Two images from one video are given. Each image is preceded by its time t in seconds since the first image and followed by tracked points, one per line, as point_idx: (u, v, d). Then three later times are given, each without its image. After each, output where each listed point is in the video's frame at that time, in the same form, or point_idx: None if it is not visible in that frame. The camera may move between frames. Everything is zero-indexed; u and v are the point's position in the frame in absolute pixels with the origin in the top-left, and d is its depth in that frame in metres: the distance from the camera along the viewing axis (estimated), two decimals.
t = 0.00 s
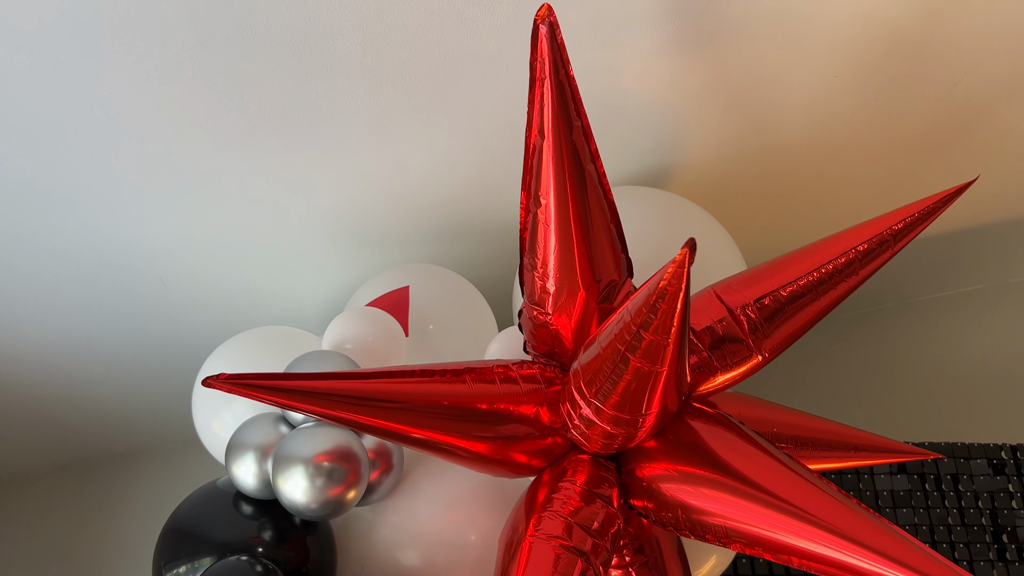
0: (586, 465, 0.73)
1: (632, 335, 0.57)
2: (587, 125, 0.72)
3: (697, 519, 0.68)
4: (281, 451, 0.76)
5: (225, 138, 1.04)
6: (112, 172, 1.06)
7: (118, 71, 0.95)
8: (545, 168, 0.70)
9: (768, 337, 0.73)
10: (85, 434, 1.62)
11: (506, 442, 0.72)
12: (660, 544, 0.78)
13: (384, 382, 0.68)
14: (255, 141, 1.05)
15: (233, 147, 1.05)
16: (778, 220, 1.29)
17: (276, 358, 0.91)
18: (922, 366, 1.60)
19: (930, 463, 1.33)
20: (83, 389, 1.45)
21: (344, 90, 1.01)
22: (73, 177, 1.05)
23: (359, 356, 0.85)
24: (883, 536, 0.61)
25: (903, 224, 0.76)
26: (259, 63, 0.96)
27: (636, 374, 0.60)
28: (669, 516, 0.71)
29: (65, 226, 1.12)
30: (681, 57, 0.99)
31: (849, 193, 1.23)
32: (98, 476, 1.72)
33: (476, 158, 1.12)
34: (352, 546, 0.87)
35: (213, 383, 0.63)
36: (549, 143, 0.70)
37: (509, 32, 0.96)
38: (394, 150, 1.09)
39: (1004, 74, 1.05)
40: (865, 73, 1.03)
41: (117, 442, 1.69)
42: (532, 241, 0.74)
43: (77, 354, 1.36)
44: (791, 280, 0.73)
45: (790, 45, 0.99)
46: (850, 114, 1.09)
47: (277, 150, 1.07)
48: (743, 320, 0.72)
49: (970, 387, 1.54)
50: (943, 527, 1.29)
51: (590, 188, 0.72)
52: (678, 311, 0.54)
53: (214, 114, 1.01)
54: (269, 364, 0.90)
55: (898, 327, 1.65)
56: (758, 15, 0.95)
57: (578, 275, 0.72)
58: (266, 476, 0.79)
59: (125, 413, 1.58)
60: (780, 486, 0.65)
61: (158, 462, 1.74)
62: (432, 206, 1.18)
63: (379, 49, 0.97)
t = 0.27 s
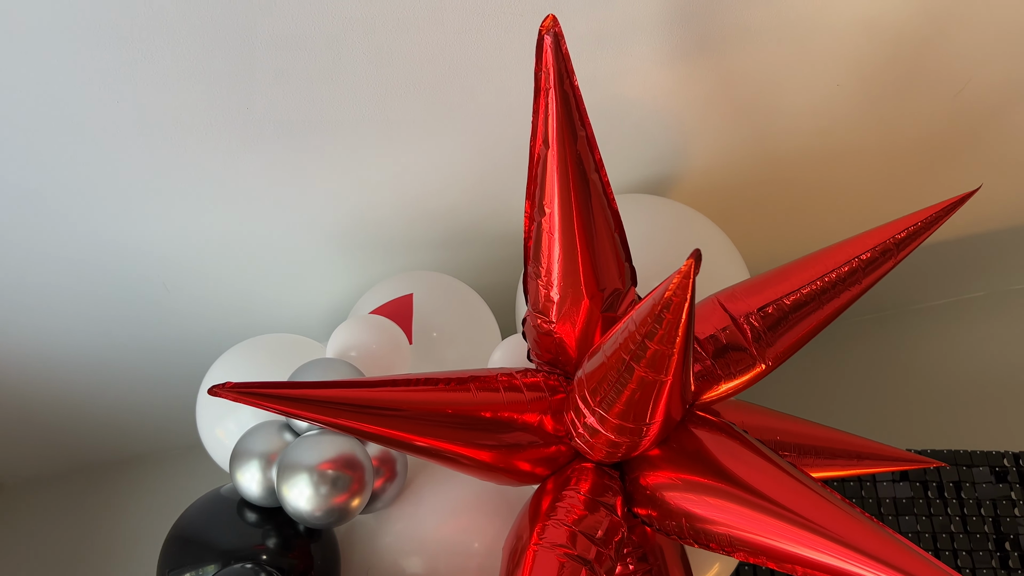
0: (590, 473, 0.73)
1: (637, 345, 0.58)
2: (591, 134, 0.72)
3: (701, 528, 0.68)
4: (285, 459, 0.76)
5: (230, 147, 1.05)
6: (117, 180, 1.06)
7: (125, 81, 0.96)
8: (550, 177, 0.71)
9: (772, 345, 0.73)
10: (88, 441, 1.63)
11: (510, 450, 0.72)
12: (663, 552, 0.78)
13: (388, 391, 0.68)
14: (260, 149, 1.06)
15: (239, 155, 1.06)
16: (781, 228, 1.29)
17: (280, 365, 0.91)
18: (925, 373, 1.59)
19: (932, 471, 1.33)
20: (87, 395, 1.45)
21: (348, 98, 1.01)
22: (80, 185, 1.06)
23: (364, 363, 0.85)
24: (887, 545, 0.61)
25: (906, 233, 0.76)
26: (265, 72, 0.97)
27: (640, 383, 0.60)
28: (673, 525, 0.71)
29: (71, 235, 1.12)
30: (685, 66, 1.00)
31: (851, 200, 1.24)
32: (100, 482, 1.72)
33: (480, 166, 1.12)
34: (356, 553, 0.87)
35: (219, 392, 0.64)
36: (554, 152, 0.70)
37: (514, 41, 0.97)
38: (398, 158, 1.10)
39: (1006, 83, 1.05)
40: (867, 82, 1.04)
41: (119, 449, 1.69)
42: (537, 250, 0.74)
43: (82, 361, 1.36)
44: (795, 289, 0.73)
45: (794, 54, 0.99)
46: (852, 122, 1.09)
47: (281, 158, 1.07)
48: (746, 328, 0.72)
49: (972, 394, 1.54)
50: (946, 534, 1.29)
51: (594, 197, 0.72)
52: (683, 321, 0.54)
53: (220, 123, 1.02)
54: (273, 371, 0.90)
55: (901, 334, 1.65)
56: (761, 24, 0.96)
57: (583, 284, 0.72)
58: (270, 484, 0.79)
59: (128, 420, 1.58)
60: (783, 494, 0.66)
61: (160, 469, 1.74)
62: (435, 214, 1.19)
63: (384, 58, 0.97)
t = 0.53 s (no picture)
0: (595, 477, 0.74)
1: (643, 350, 0.58)
2: (597, 141, 0.73)
3: (705, 532, 0.69)
4: (292, 463, 0.76)
5: (238, 153, 1.06)
6: (126, 186, 1.07)
7: (135, 88, 0.97)
8: (555, 184, 0.72)
9: (775, 350, 0.74)
10: (92, 444, 1.63)
11: (515, 454, 0.73)
12: (667, 556, 0.78)
13: (395, 395, 0.69)
14: (266, 155, 1.06)
15: (245, 161, 1.07)
16: (783, 233, 1.30)
17: (286, 369, 0.92)
18: (926, 377, 1.60)
19: (933, 475, 1.34)
20: (92, 399, 1.46)
21: (354, 105, 1.02)
22: (89, 190, 1.07)
23: (369, 368, 0.86)
24: (890, 549, 0.62)
25: (909, 239, 0.76)
26: (273, 79, 0.98)
27: (646, 388, 0.61)
28: (678, 529, 0.72)
29: (79, 239, 1.13)
30: (689, 73, 1.01)
31: (853, 206, 1.24)
32: (104, 486, 1.72)
33: (484, 171, 1.13)
34: (361, 556, 0.88)
35: (228, 396, 0.64)
36: (559, 159, 0.71)
37: (519, 49, 0.98)
38: (403, 164, 1.10)
39: (1007, 90, 1.06)
40: (870, 89, 1.05)
41: (122, 453, 1.70)
42: (542, 256, 0.75)
43: (87, 365, 1.37)
44: (798, 295, 0.74)
45: (796, 61, 1.00)
46: (854, 128, 1.10)
47: (287, 164, 1.08)
48: (750, 333, 0.73)
49: (974, 399, 1.54)
50: (947, 538, 1.29)
51: (599, 203, 0.73)
52: (689, 328, 0.55)
53: (228, 129, 1.03)
54: (279, 375, 0.91)
55: (902, 338, 1.65)
56: (765, 32, 0.97)
57: (588, 290, 0.73)
58: (277, 487, 0.79)
59: (132, 423, 1.58)
60: (787, 499, 0.66)
61: (163, 472, 1.74)
62: (440, 219, 1.19)
63: (390, 65, 0.98)
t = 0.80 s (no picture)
0: (598, 476, 0.74)
1: (647, 351, 0.59)
2: (601, 144, 0.74)
3: (707, 530, 0.70)
4: (299, 461, 0.77)
5: (244, 155, 1.06)
6: (134, 187, 1.08)
7: (144, 90, 0.97)
8: (560, 186, 0.72)
9: (777, 351, 0.75)
10: (97, 443, 1.64)
11: (519, 453, 0.73)
12: (669, 554, 0.79)
13: (402, 395, 0.70)
14: (272, 156, 1.07)
15: (252, 162, 1.08)
16: (783, 233, 1.31)
17: (292, 369, 0.93)
18: (926, 376, 1.61)
19: (933, 474, 1.34)
20: (98, 397, 1.47)
21: (359, 106, 1.03)
22: (97, 191, 1.08)
23: (375, 367, 0.87)
24: (890, 547, 0.63)
25: (909, 240, 0.77)
26: (280, 81, 0.99)
27: (649, 388, 0.61)
28: (680, 526, 0.72)
29: (87, 240, 1.14)
30: (692, 75, 1.02)
31: (854, 206, 1.25)
32: (108, 484, 1.73)
33: (488, 173, 1.14)
34: (366, 553, 0.89)
35: (237, 395, 0.65)
36: (564, 162, 0.72)
37: (524, 51, 0.99)
38: (408, 165, 1.11)
39: (1006, 93, 1.07)
40: (871, 91, 1.05)
41: (127, 451, 1.71)
42: (546, 257, 0.75)
43: (93, 364, 1.37)
44: (799, 295, 0.75)
45: (798, 64, 1.01)
46: (854, 130, 1.11)
47: (293, 164, 1.09)
48: (752, 334, 0.74)
49: (972, 398, 1.55)
50: (946, 537, 1.30)
51: (603, 205, 0.74)
52: (693, 329, 0.56)
53: (235, 130, 1.03)
54: (285, 375, 0.92)
55: (902, 338, 1.65)
56: (767, 35, 0.98)
57: (591, 290, 0.74)
58: (283, 485, 0.80)
59: (137, 422, 1.59)
60: (788, 497, 0.67)
61: (166, 471, 1.75)
62: (443, 219, 1.20)
63: (395, 67, 0.99)
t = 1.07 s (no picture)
0: (601, 472, 0.75)
1: (651, 349, 0.60)
2: (605, 144, 0.75)
3: (709, 525, 0.71)
4: (305, 457, 0.78)
5: (250, 152, 1.07)
6: (141, 184, 1.09)
7: (152, 88, 0.98)
8: (564, 185, 0.73)
9: (777, 348, 0.75)
10: (102, 438, 1.65)
11: (522, 449, 0.74)
12: (671, 548, 0.80)
13: (408, 392, 0.71)
14: (276, 154, 1.08)
15: (257, 160, 1.08)
16: (784, 230, 1.31)
17: (297, 365, 0.94)
18: (925, 373, 1.62)
19: (931, 470, 1.36)
20: (103, 393, 1.48)
21: (364, 104, 1.04)
22: (102, 187, 1.08)
23: (379, 364, 0.88)
24: (889, 542, 0.64)
25: (908, 239, 0.78)
26: (285, 79, 0.99)
27: (652, 386, 0.62)
28: (682, 521, 0.73)
29: (94, 236, 1.15)
30: (695, 74, 1.03)
31: (854, 204, 1.26)
32: (111, 479, 1.74)
33: (491, 171, 1.15)
34: (371, 548, 0.90)
35: (247, 392, 0.66)
36: (568, 162, 0.73)
37: (528, 51, 0.99)
38: (412, 163, 1.12)
39: (1005, 92, 1.08)
40: (872, 91, 1.06)
41: (131, 446, 1.71)
42: (550, 256, 0.76)
43: (98, 360, 1.38)
44: (800, 294, 0.76)
45: (799, 63, 1.02)
46: (854, 129, 1.12)
47: (297, 162, 1.09)
48: (753, 331, 0.75)
49: (968, 394, 1.57)
50: (944, 532, 1.32)
51: (607, 204, 0.75)
52: (697, 328, 0.57)
53: (241, 128, 1.04)
54: (291, 371, 0.93)
55: (901, 334, 1.66)
56: (770, 35, 0.98)
57: (595, 289, 0.74)
58: (290, 481, 0.81)
59: (141, 418, 1.60)
60: (789, 492, 0.68)
61: (170, 466, 1.76)
62: (447, 217, 1.21)
63: (399, 66, 1.00)
